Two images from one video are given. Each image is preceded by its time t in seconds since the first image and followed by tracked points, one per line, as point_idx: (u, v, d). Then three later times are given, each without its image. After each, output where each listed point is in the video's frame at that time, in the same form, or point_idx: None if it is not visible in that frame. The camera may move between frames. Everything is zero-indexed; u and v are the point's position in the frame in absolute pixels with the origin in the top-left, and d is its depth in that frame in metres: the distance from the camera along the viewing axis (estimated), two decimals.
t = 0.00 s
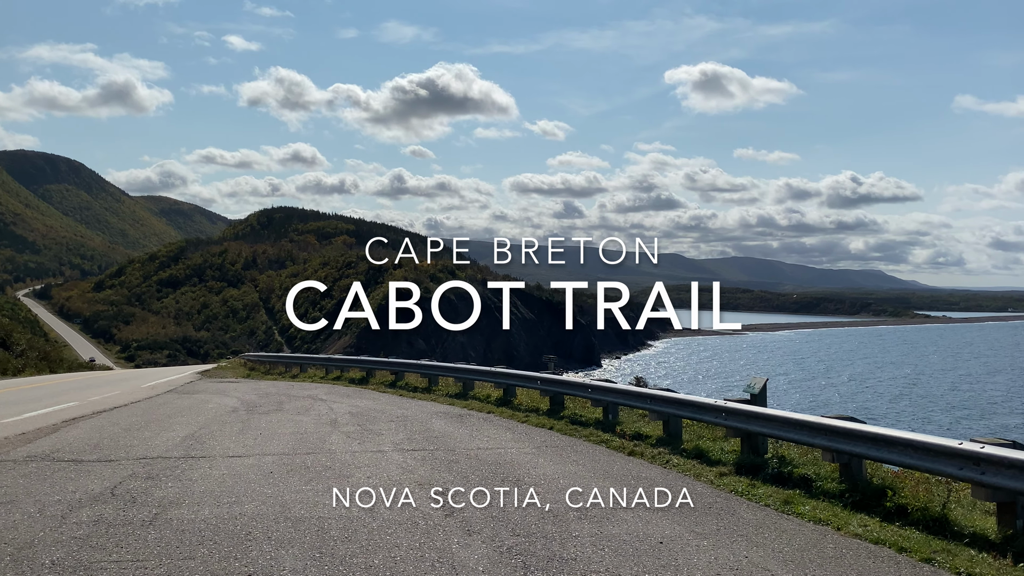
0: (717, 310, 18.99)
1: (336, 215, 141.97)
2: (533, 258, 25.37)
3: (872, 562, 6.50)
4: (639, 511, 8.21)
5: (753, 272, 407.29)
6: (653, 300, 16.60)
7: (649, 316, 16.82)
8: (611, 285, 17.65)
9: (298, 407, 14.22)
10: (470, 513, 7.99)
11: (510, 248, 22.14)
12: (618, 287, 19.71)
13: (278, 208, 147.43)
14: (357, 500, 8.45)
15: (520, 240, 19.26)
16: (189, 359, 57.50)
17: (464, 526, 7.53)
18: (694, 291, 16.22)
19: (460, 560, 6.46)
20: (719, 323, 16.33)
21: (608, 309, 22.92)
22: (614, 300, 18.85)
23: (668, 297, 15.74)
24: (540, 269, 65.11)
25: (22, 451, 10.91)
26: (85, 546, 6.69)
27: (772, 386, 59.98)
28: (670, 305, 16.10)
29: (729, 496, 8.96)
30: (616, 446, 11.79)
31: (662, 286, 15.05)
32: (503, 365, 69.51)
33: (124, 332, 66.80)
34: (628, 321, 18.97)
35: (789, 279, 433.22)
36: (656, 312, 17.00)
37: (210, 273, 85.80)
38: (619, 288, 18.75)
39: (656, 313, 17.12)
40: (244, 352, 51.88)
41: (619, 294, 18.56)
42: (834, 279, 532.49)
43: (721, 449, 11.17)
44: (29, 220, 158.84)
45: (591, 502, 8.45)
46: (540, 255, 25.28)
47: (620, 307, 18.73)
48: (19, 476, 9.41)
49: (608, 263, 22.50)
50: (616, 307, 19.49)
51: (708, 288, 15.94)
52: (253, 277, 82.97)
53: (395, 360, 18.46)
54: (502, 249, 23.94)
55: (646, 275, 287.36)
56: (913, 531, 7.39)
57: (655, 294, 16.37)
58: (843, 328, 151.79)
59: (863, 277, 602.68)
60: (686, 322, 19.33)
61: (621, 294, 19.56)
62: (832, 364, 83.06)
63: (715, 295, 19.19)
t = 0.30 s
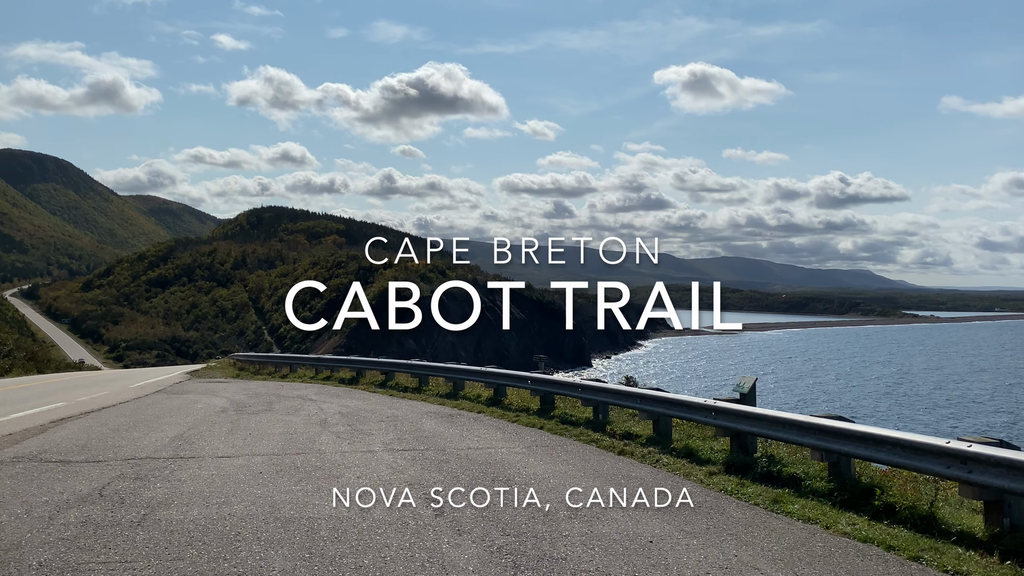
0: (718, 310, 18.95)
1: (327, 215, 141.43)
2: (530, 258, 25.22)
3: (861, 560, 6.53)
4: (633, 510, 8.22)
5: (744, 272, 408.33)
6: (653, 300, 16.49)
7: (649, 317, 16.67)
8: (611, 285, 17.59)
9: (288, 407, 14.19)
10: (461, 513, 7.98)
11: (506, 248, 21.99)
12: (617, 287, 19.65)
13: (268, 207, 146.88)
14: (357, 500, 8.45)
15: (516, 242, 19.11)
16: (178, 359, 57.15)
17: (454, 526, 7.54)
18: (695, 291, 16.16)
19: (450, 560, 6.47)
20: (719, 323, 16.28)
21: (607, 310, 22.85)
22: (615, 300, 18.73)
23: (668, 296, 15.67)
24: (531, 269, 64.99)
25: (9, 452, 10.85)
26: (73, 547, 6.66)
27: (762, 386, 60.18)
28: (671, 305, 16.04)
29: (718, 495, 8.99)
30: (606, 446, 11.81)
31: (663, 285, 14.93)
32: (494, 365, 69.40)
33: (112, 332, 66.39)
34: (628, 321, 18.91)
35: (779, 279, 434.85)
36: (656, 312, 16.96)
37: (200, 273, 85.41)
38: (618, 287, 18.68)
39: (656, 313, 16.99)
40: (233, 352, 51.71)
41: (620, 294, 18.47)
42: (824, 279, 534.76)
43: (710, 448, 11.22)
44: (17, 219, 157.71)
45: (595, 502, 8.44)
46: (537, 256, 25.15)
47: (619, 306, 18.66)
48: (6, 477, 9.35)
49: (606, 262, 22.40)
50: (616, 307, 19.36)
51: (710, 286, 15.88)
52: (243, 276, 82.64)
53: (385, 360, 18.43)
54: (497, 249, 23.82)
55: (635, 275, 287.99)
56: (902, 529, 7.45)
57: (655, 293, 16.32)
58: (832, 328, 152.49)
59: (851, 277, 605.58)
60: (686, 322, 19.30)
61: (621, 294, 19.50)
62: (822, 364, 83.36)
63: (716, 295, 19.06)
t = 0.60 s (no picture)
0: (717, 309, 18.99)
1: (317, 214, 140.98)
2: (526, 259, 25.14)
3: (851, 559, 6.55)
4: (625, 510, 8.24)
5: (734, 272, 409.20)
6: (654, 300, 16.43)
7: (650, 317, 16.63)
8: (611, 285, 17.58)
9: (277, 407, 14.15)
10: (451, 513, 7.98)
11: (503, 248, 21.91)
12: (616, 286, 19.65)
13: (258, 207, 146.39)
14: (356, 500, 8.44)
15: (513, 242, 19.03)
16: (167, 359, 56.88)
17: (444, 526, 7.53)
18: (695, 291, 16.17)
19: (441, 560, 6.47)
20: (720, 323, 16.30)
21: (606, 310, 22.84)
22: (615, 300, 18.64)
23: (669, 297, 15.67)
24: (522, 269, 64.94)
25: None
26: (61, 549, 6.62)
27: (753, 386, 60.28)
28: (671, 306, 16.05)
29: (708, 494, 9.01)
30: (597, 445, 11.83)
31: (663, 286, 14.87)
32: (485, 365, 69.32)
33: (100, 332, 66.01)
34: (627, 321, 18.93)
35: (769, 279, 436.34)
36: (656, 312, 16.98)
37: (189, 272, 85.07)
38: (617, 287, 18.67)
39: (657, 313, 16.93)
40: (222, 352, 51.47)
41: (619, 294, 18.47)
42: (814, 278, 536.91)
43: (699, 447, 11.25)
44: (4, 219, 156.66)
45: (594, 502, 8.45)
46: (533, 256, 25.09)
47: (618, 307, 18.58)
48: None
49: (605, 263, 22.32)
50: (616, 308, 19.26)
51: (711, 287, 15.90)
52: (232, 276, 82.32)
53: (375, 360, 18.40)
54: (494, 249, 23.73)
55: (626, 275, 288.31)
56: (890, 527, 7.49)
57: (655, 293, 16.32)
58: (821, 327, 153.05)
59: (841, 277, 608.28)
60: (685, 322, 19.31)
61: (619, 294, 19.52)
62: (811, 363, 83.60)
63: (716, 294, 19.00)
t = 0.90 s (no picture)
0: (717, 309, 19.01)
1: (307, 214, 140.49)
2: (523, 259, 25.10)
3: (840, 558, 6.57)
4: (618, 509, 8.26)
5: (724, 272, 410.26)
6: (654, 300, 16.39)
7: (650, 318, 16.58)
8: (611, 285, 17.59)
9: (268, 407, 14.13)
10: (442, 513, 7.98)
11: (501, 248, 21.86)
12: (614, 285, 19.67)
13: (248, 207, 145.88)
14: (356, 500, 8.44)
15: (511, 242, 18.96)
16: (156, 359, 56.61)
17: (434, 526, 7.52)
18: (696, 291, 16.20)
19: (431, 560, 6.47)
20: (720, 323, 16.31)
21: (604, 310, 22.82)
22: (615, 300, 18.60)
23: (670, 297, 15.69)
24: (513, 268, 64.88)
25: None
26: (48, 550, 6.60)
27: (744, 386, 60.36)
28: (672, 306, 16.06)
29: (699, 494, 9.03)
30: (587, 445, 11.84)
31: (663, 286, 14.84)
32: (475, 365, 69.18)
33: (89, 332, 65.66)
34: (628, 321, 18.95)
35: (759, 279, 437.56)
36: (656, 313, 16.99)
37: (178, 272, 84.66)
38: (618, 287, 18.62)
39: (658, 313, 16.88)
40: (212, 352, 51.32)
41: (618, 294, 18.48)
42: (803, 278, 538.90)
43: (689, 446, 11.29)
44: None
45: (590, 502, 8.47)
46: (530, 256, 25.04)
47: (619, 308, 18.54)
48: None
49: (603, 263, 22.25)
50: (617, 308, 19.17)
51: (713, 287, 15.91)
52: (222, 276, 82.02)
53: (366, 360, 18.37)
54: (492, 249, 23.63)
55: (617, 274, 288.59)
56: (879, 526, 7.52)
57: (656, 293, 16.33)
58: (811, 326, 153.53)
59: (831, 277, 610.72)
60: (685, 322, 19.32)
61: (617, 294, 19.52)
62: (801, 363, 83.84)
63: (718, 295, 18.95)
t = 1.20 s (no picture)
0: (719, 309, 18.97)
1: (297, 214, 140.07)
2: (522, 258, 25.06)
3: (829, 557, 6.60)
4: (614, 509, 8.26)
5: (715, 272, 411.31)
6: (655, 300, 16.35)
7: (651, 318, 16.54)
8: (611, 285, 17.60)
9: (257, 408, 14.07)
10: (431, 513, 7.96)
11: (500, 249, 21.80)
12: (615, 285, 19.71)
13: (238, 206, 145.35)
14: (356, 500, 8.43)
15: (510, 241, 18.91)
16: (145, 360, 56.34)
17: (425, 526, 7.51)
18: (698, 292, 16.20)
19: (421, 560, 6.46)
20: (721, 323, 16.29)
21: (604, 309, 22.77)
22: (616, 300, 18.56)
23: (670, 297, 15.67)
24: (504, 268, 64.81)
25: None
26: (35, 552, 6.55)
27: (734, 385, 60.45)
28: (672, 307, 16.07)
29: (689, 493, 9.05)
30: (577, 445, 11.84)
31: (664, 286, 14.82)
32: (466, 364, 69.07)
33: (77, 332, 65.23)
34: (629, 321, 18.97)
35: (749, 278, 438.88)
36: (656, 313, 16.97)
37: (167, 272, 84.25)
38: (618, 287, 18.59)
39: (659, 313, 16.85)
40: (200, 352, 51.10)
41: (619, 295, 18.47)
42: (793, 278, 540.88)
43: (679, 446, 11.31)
44: None
45: (589, 502, 8.48)
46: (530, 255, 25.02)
47: (619, 308, 18.49)
48: None
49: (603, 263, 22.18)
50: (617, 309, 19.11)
51: (714, 286, 15.90)
52: (211, 276, 81.66)
53: (355, 360, 18.33)
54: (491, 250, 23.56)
55: (607, 274, 288.79)
56: (867, 525, 7.56)
57: (656, 294, 16.34)
58: (800, 326, 154.04)
59: (820, 277, 613.15)
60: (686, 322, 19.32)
61: (617, 294, 19.52)
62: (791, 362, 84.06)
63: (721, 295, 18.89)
